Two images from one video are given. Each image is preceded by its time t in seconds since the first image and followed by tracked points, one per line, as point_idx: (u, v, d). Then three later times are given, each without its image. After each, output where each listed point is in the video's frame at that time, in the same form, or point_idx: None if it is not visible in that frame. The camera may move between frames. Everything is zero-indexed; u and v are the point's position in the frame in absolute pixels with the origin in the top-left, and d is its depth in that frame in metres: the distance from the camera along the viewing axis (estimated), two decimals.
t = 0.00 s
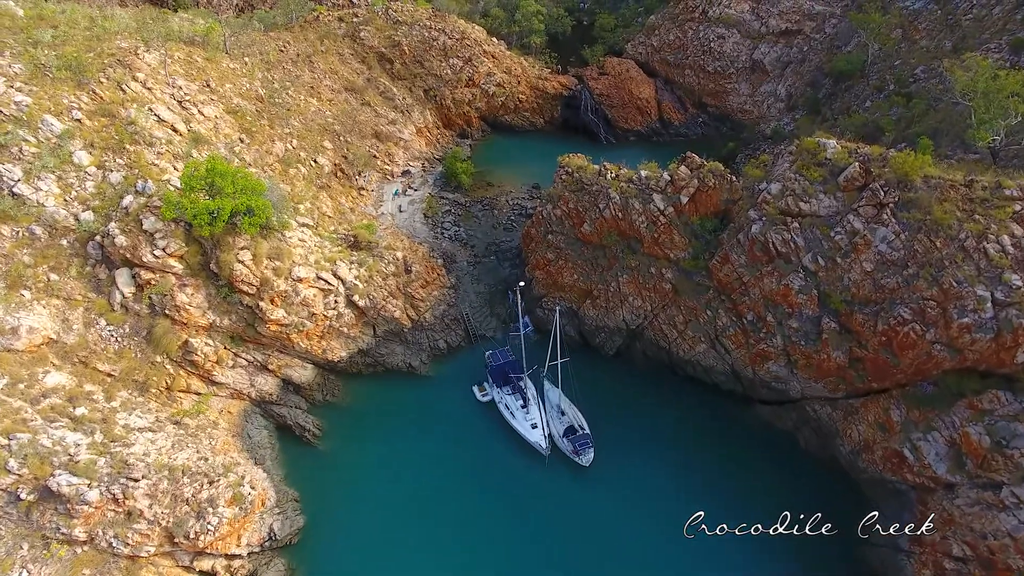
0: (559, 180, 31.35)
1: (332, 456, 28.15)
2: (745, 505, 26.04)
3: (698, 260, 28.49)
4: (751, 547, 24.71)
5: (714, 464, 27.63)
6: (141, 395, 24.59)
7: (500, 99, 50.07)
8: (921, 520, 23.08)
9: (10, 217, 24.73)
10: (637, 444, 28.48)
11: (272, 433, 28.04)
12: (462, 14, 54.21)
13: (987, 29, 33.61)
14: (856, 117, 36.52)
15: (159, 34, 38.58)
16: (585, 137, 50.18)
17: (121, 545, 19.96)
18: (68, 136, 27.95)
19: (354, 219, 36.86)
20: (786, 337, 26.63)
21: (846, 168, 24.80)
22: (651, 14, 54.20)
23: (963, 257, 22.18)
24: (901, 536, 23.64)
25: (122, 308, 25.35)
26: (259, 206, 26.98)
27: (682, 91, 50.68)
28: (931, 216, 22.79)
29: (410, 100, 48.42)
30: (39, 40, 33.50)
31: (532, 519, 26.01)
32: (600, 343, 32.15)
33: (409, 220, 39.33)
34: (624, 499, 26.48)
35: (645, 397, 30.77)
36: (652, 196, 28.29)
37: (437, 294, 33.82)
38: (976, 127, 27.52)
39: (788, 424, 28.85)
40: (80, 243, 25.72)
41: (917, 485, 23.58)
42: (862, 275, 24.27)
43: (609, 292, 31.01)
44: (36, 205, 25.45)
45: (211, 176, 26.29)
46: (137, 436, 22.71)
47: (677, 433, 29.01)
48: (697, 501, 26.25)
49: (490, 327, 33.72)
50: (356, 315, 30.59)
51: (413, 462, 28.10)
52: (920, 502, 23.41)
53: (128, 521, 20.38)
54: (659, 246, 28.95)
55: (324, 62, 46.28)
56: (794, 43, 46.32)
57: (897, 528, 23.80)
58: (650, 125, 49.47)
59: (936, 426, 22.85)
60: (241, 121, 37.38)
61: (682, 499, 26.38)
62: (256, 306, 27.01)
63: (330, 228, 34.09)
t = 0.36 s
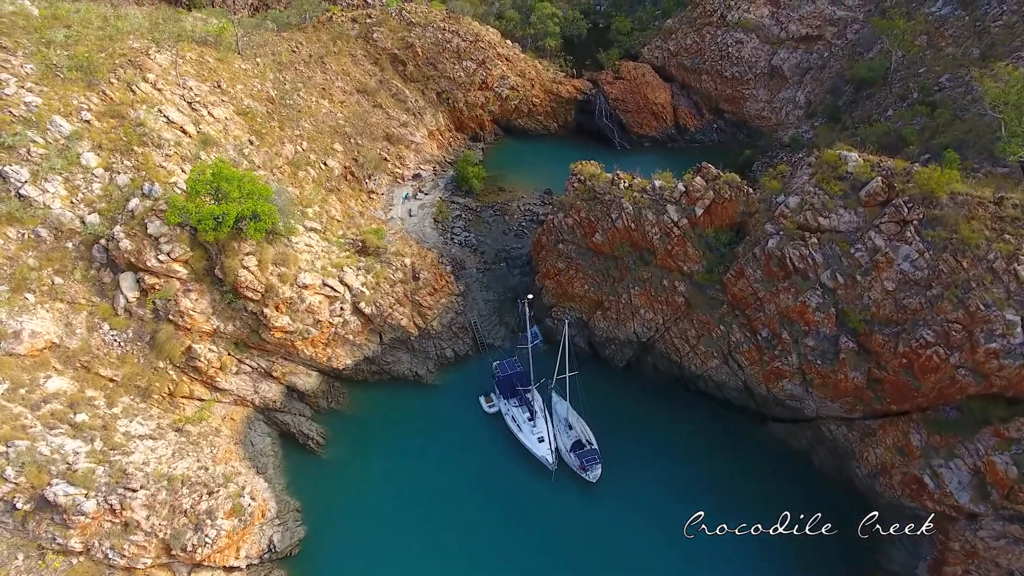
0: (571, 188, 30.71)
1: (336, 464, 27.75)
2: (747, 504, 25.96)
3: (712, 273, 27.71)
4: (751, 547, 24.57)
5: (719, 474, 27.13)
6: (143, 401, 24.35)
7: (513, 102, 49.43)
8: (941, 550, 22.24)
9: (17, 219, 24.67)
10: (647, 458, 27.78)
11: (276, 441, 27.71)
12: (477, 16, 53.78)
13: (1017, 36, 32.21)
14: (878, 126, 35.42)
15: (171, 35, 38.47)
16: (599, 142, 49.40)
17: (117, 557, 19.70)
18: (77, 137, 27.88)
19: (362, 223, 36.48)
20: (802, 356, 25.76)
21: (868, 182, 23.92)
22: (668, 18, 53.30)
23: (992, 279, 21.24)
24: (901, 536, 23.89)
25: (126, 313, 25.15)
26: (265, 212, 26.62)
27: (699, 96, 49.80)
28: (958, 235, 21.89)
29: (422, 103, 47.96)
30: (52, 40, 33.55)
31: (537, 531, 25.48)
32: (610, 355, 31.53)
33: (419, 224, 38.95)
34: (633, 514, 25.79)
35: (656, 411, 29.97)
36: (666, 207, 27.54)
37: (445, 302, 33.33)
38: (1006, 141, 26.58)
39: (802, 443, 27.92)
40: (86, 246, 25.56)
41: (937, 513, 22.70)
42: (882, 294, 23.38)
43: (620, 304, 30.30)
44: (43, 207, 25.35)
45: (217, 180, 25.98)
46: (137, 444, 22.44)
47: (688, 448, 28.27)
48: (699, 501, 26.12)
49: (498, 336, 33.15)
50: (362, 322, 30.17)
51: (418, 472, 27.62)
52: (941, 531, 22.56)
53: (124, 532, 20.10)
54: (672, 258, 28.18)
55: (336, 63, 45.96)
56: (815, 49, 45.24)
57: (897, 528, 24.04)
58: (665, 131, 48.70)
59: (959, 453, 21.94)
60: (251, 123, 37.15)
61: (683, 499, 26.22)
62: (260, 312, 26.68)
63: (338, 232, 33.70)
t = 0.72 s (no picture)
0: (584, 197, 30.08)
1: (340, 473, 27.36)
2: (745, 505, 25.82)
3: (727, 288, 26.88)
4: (750, 548, 24.39)
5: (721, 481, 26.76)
6: (146, 407, 24.14)
7: (528, 106, 48.80)
8: None
9: (24, 221, 24.68)
10: (657, 473, 27.06)
11: (280, 449, 27.39)
12: (492, 18, 53.52)
13: None
14: (902, 136, 34.30)
15: (184, 35, 38.40)
16: (614, 147, 48.55)
17: (114, 568, 19.50)
18: (86, 139, 27.86)
19: (372, 228, 36.15)
20: (818, 376, 24.86)
21: (892, 199, 23.02)
22: (686, 22, 52.39)
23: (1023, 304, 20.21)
24: (901, 536, 23.63)
25: (131, 317, 24.96)
26: (272, 218, 26.30)
27: (717, 102, 48.73)
28: (987, 257, 20.93)
29: (435, 105, 47.50)
30: (66, 39, 33.58)
31: (544, 542, 25.01)
32: (621, 368, 30.74)
33: (430, 229, 38.57)
34: (643, 531, 25.10)
35: (667, 427, 29.12)
36: (681, 220, 26.79)
37: (454, 310, 32.83)
38: None
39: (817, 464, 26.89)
40: (92, 249, 25.45)
41: (960, 545, 21.82)
42: (905, 315, 22.46)
43: (632, 317, 29.51)
44: (50, 209, 25.32)
45: (225, 185, 25.71)
46: (137, 452, 22.23)
47: (699, 463, 27.49)
48: (698, 501, 26.01)
49: (507, 345, 32.59)
50: (369, 330, 29.75)
51: (423, 484, 27.13)
52: (964, 564, 21.65)
53: (121, 543, 19.93)
54: (686, 272, 27.38)
55: (350, 65, 45.66)
56: (837, 55, 44.13)
57: (897, 528, 23.74)
58: (682, 137, 47.60)
59: (985, 484, 21.04)
60: (262, 124, 36.93)
61: (682, 500, 26.09)
62: (266, 319, 26.34)
63: (347, 237, 33.34)
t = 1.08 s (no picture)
0: (602, 207, 29.37)
1: (348, 480, 27.05)
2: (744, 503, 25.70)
3: (747, 305, 25.94)
4: (750, 546, 24.27)
5: (723, 489, 26.34)
6: (154, 410, 24.14)
7: (548, 110, 48.09)
8: None
9: (39, 220, 24.83)
10: (670, 490, 26.32)
11: (288, 454, 27.20)
12: (514, 20, 53.92)
13: None
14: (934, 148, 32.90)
15: (205, 34, 38.44)
16: (635, 153, 47.68)
17: None
18: (103, 138, 27.99)
19: (387, 231, 35.83)
20: (841, 401, 23.72)
21: (925, 219, 21.93)
22: (712, 27, 51.27)
23: None
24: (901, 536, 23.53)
25: (141, 319, 24.94)
26: (283, 222, 26.01)
27: (741, 109, 47.48)
28: None
29: (454, 107, 47.03)
30: (87, 38, 33.76)
31: (551, 552, 24.55)
32: (636, 382, 29.93)
33: (445, 234, 38.19)
34: (652, 545, 24.48)
35: (682, 444, 28.27)
36: (701, 234, 25.94)
37: (467, 318, 32.31)
38: None
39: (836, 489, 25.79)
40: (105, 249, 25.51)
41: None
42: (935, 341, 21.34)
43: (648, 331, 28.66)
44: (64, 208, 25.44)
45: (237, 187, 25.45)
46: (143, 457, 22.19)
47: (713, 481, 26.63)
48: (697, 501, 25.84)
49: (521, 355, 31.99)
50: (380, 337, 29.35)
51: (431, 492, 26.75)
52: None
53: (122, 551, 19.76)
54: (705, 287, 26.50)
55: (369, 65, 45.37)
56: (867, 63, 42.69)
57: (897, 528, 23.60)
58: (705, 145, 46.59)
59: (1019, 523, 19.88)
60: (279, 125, 36.77)
61: (681, 501, 25.89)
62: (275, 324, 26.05)
63: (361, 241, 33.06)
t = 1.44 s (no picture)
0: (623, 218, 28.62)
1: (356, 488, 26.87)
2: (742, 503, 25.65)
3: (770, 324, 24.87)
4: (750, 547, 24.19)
5: (729, 499, 25.83)
6: (162, 412, 24.17)
7: (571, 114, 47.24)
8: None
9: (56, 218, 24.96)
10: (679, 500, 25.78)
11: (297, 460, 27.18)
12: (539, 23, 53.11)
13: None
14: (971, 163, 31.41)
15: (228, 33, 38.48)
16: (658, 161, 46.75)
17: None
18: (121, 136, 28.09)
19: (404, 235, 35.46)
20: (866, 428, 22.47)
21: (963, 242, 20.70)
22: (741, 32, 50.05)
23: None
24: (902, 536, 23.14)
25: (152, 320, 24.93)
26: (297, 226, 25.71)
27: (769, 118, 46.24)
28: None
29: (476, 110, 46.51)
30: (112, 35, 33.94)
31: (556, 552, 24.47)
32: (652, 398, 29.09)
33: (463, 238, 37.78)
34: (658, 550, 24.14)
35: (699, 464, 27.31)
36: (724, 249, 24.99)
37: (482, 326, 31.78)
38: None
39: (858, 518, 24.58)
40: (119, 249, 25.57)
41: None
42: (971, 372, 20.06)
43: (666, 346, 27.68)
44: (81, 206, 25.56)
45: (251, 191, 25.24)
46: (149, 461, 22.15)
47: (729, 504, 25.66)
48: (697, 501, 25.74)
49: (535, 365, 31.38)
50: (392, 344, 28.99)
51: (438, 500, 26.55)
52: None
53: (125, 557, 19.69)
54: (727, 304, 25.49)
55: (391, 66, 45.03)
56: (902, 73, 41.11)
57: (897, 528, 23.17)
58: (730, 154, 45.42)
59: None
60: (298, 125, 36.58)
61: (681, 500, 25.81)
62: (287, 329, 25.80)
63: (377, 245, 32.77)
